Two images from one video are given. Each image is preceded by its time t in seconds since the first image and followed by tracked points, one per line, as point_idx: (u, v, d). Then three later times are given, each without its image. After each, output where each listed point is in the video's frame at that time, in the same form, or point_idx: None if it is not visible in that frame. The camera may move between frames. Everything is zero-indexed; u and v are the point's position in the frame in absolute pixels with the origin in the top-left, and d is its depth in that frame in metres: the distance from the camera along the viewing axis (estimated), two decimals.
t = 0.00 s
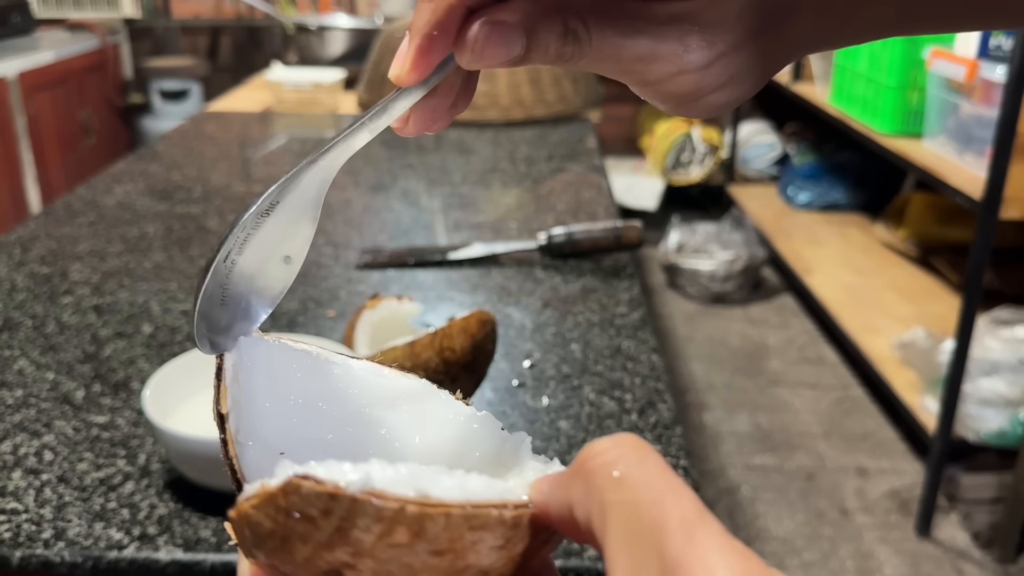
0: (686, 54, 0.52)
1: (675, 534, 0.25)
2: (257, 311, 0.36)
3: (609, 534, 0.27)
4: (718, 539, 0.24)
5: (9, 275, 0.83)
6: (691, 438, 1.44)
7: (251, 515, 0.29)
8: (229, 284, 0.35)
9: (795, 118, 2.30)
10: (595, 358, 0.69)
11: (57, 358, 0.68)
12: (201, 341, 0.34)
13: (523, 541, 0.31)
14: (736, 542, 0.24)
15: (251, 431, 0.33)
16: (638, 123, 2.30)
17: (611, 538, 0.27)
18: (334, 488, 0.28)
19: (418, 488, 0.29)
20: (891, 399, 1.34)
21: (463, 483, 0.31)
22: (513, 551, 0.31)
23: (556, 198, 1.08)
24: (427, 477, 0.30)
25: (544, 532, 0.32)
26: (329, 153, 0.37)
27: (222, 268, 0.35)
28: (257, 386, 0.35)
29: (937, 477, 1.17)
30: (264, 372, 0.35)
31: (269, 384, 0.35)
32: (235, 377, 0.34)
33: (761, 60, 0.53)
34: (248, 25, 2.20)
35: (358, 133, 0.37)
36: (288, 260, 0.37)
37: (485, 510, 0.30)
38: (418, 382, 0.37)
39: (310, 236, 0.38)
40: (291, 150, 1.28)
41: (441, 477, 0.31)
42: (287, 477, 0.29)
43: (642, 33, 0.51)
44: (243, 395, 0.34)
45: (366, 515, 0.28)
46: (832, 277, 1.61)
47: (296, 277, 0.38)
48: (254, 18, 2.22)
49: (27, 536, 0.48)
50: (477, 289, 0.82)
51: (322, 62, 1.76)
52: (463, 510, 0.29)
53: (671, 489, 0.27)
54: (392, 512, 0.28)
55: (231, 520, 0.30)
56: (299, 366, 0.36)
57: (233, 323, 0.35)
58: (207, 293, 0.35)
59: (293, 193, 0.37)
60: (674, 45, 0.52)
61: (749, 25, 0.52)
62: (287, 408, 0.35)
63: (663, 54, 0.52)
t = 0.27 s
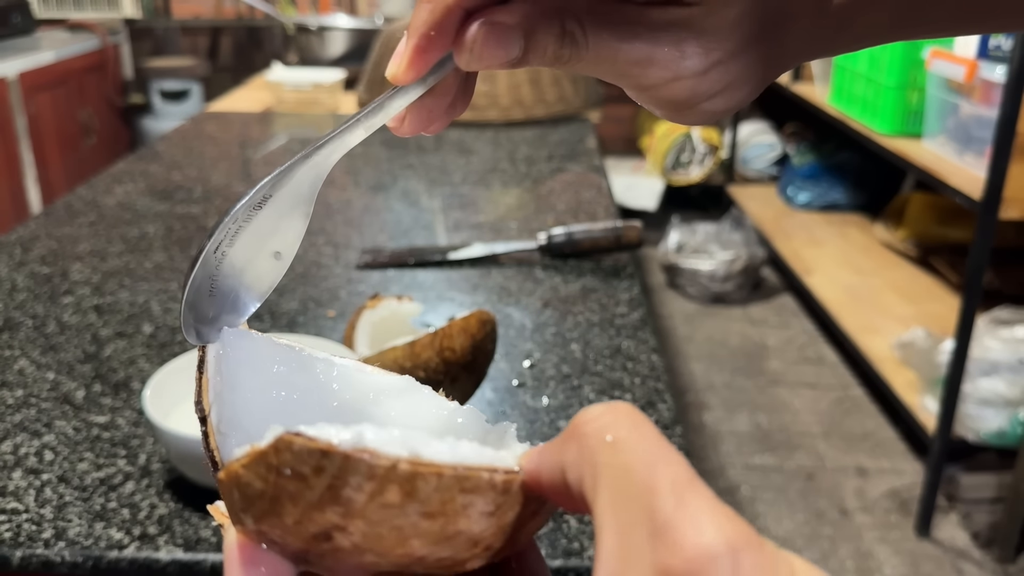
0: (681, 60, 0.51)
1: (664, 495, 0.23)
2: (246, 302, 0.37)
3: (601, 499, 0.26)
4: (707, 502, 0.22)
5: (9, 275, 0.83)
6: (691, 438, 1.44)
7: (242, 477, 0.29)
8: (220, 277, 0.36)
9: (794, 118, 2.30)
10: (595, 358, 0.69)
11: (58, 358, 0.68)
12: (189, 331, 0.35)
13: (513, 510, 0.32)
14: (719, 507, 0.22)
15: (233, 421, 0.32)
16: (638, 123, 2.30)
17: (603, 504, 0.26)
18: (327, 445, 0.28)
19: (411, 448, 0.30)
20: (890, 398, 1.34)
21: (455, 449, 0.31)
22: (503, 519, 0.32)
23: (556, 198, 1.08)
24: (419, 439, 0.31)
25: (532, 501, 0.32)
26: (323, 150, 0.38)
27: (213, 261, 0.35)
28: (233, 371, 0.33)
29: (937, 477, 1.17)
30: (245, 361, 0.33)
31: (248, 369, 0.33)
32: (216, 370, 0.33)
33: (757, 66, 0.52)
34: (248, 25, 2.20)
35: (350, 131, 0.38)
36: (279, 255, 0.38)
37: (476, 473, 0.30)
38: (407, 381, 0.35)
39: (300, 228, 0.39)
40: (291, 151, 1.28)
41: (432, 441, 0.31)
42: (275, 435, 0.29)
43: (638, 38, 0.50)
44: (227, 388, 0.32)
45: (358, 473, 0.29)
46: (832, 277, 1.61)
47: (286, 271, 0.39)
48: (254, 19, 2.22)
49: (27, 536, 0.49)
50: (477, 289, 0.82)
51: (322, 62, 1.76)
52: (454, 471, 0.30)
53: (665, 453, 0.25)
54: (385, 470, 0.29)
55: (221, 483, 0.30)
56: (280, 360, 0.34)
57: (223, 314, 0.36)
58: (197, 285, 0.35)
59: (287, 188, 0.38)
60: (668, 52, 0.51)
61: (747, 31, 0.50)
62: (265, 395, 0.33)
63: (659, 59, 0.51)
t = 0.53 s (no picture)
0: (682, 72, 0.52)
1: (664, 477, 0.27)
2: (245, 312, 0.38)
3: (597, 475, 0.29)
4: (701, 481, 0.26)
5: (9, 275, 0.83)
6: (691, 438, 1.44)
7: (242, 460, 0.31)
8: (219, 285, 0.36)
9: (794, 118, 2.31)
10: (595, 358, 0.69)
11: (57, 358, 0.68)
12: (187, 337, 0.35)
13: (513, 499, 0.34)
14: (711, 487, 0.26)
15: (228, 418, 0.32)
16: (638, 123, 2.30)
17: (601, 479, 0.29)
18: (330, 428, 0.30)
19: (413, 433, 0.31)
20: (890, 398, 1.34)
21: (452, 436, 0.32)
22: (502, 509, 0.34)
23: (556, 198, 1.08)
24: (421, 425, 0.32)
25: (533, 492, 0.34)
26: (324, 160, 0.37)
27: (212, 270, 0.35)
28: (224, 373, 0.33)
29: (937, 476, 1.17)
30: (237, 361, 0.34)
31: (240, 368, 0.34)
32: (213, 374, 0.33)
33: (760, 73, 0.52)
34: (248, 25, 2.20)
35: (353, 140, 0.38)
36: (278, 264, 0.38)
37: (477, 459, 0.32)
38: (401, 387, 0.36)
39: (300, 238, 0.39)
40: (291, 150, 1.28)
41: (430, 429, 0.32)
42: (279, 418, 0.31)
43: (638, 47, 0.51)
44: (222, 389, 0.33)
45: (361, 456, 0.30)
46: (832, 277, 1.61)
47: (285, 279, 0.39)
48: (254, 18, 2.22)
49: (27, 536, 0.49)
50: (477, 289, 0.82)
51: (322, 62, 1.76)
52: (456, 456, 0.32)
53: (661, 436, 0.28)
54: (386, 453, 0.30)
55: (223, 467, 0.31)
56: (273, 365, 0.34)
57: (221, 318, 0.36)
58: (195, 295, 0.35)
59: (288, 199, 0.37)
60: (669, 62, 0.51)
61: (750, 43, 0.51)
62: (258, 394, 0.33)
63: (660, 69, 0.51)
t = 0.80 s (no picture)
0: (685, 91, 0.52)
1: (661, 464, 0.26)
2: (239, 317, 0.38)
3: (594, 460, 0.29)
4: (698, 467, 0.26)
5: (9, 275, 0.83)
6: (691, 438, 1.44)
7: (231, 457, 0.31)
8: (212, 292, 0.36)
9: (795, 118, 2.31)
10: (595, 358, 0.69)
11: (57, 358, 0.68)
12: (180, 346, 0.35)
13: (508, 486, 0.34)
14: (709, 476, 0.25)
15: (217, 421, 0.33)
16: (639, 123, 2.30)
17: (596, 465, 0.29)
18: (319, 421, 0.30)
19: (404, 423, 0.31)
20: (890, 398, 1.34)
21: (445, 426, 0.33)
22: (497, 497, 0.34)
23: (556, 198, 1.08)
24: (412, 415, 0.32)
25: (527, 477, 0.35)
26: (323, 173, 0.36)
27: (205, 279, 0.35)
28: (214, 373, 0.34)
29: (937, 476, 1.17)
30: (226, 360, 0.35)
31: (230, 367, 0.34)
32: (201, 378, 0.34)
33: (762, 89, 0.54)
34: (248, 25, 2.21)
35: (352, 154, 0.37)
36: (270, 273, 0.38)
37: (470, 446, 0.32)
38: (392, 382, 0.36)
39: (295, 246, 0.38)
40: (291, 151, 1.28)
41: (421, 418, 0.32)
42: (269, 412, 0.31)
43: (643, 67, 0.50)
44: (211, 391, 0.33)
45: (352, 447, 0.30)
46: (832, 276, 1.61)
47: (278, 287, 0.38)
48: (253, 18, 2.23)
49: (27, 536, 0.48)
50: (478, 289, 0.82)
51: (321, 62, 1.76)
52: (448, 445, 0.32)
53: (657, 421, 0.28)
54: (377, 444, 0.30)
55: (213, 464, 0.32)
56: (261, 368, 0.34)
57: (215, 320, 0.37)
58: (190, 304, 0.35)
59: (285, 210, 0.37)
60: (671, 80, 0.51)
61: (750, 60, 0.52)
62: (249, 392, 0.33)
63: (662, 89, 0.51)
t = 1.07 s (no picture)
0: (687, 102, 0.52)
1: (636, 438, 0.25)
2: (228, 322, 0.37)
3: (569, 439, 0.28)
4: (677, 441, 0.25)
5: (8, 275, 0.83)
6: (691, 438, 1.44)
7: (199, 467, 0.32)
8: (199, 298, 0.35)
9: (795, 118, 2.30)
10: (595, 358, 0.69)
11: (56, 358, 0.68)
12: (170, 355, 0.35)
13: (490, 466, 0.33)
14: (682, 449, 0.25)
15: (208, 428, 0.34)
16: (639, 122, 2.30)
17: (572, 445, 0.28)
18: (279, 423, 0.30)
19: (371, 415, 0.31)
20: (891, 398, 1.34)
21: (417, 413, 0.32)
22: (480, 478, 0.33)
23: (556, 198, 1.08)
24: (379, 405, 0.32)
25: (511, 454, 0.34)
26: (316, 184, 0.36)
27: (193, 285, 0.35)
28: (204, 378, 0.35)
29: (938, 476, 1.17)
30: (215, 362, 0.35)
31: (219, 371, 0.35)
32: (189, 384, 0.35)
33: (766, 97, 0.53)
34: (248, 24, 2.21)
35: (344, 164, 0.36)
36: (260, 278, 0.37)
37: (441, 430, 0.32)
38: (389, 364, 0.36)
39: (283, 257, 0.37)
40: (291, 150, 1.27)
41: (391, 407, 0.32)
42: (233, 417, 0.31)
43: (643, 80, 0.50)
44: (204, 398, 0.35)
45: (317, 446, 0.30)
46: (832, 276, 1.61)
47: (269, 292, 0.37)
48: (253, 18, 2.23)
49: (26, 536, 0.48)
50: (477, 289, 0.82)
51: (321, 61, 1.76)
52: (418, 432, 0.31)
53: (633, 395, 0.27)
54: (343, 440, 0.30)
55: (183, 476, 0.32)
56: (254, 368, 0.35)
57: (202, 324, 0.36)
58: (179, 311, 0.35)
59: (277, 220, 0.36)
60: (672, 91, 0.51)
61: (752, 71, 0.51)
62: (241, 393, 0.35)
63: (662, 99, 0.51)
